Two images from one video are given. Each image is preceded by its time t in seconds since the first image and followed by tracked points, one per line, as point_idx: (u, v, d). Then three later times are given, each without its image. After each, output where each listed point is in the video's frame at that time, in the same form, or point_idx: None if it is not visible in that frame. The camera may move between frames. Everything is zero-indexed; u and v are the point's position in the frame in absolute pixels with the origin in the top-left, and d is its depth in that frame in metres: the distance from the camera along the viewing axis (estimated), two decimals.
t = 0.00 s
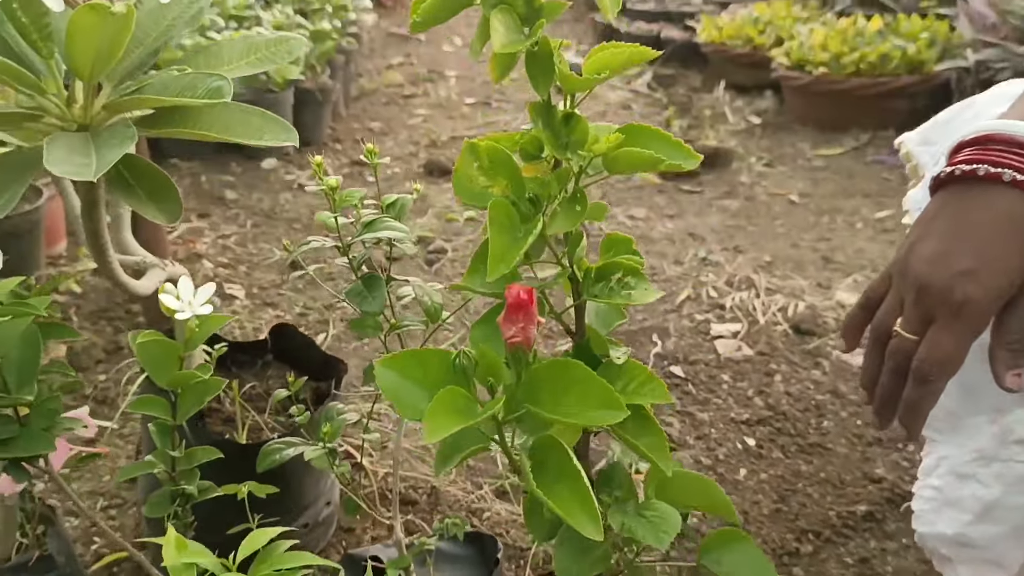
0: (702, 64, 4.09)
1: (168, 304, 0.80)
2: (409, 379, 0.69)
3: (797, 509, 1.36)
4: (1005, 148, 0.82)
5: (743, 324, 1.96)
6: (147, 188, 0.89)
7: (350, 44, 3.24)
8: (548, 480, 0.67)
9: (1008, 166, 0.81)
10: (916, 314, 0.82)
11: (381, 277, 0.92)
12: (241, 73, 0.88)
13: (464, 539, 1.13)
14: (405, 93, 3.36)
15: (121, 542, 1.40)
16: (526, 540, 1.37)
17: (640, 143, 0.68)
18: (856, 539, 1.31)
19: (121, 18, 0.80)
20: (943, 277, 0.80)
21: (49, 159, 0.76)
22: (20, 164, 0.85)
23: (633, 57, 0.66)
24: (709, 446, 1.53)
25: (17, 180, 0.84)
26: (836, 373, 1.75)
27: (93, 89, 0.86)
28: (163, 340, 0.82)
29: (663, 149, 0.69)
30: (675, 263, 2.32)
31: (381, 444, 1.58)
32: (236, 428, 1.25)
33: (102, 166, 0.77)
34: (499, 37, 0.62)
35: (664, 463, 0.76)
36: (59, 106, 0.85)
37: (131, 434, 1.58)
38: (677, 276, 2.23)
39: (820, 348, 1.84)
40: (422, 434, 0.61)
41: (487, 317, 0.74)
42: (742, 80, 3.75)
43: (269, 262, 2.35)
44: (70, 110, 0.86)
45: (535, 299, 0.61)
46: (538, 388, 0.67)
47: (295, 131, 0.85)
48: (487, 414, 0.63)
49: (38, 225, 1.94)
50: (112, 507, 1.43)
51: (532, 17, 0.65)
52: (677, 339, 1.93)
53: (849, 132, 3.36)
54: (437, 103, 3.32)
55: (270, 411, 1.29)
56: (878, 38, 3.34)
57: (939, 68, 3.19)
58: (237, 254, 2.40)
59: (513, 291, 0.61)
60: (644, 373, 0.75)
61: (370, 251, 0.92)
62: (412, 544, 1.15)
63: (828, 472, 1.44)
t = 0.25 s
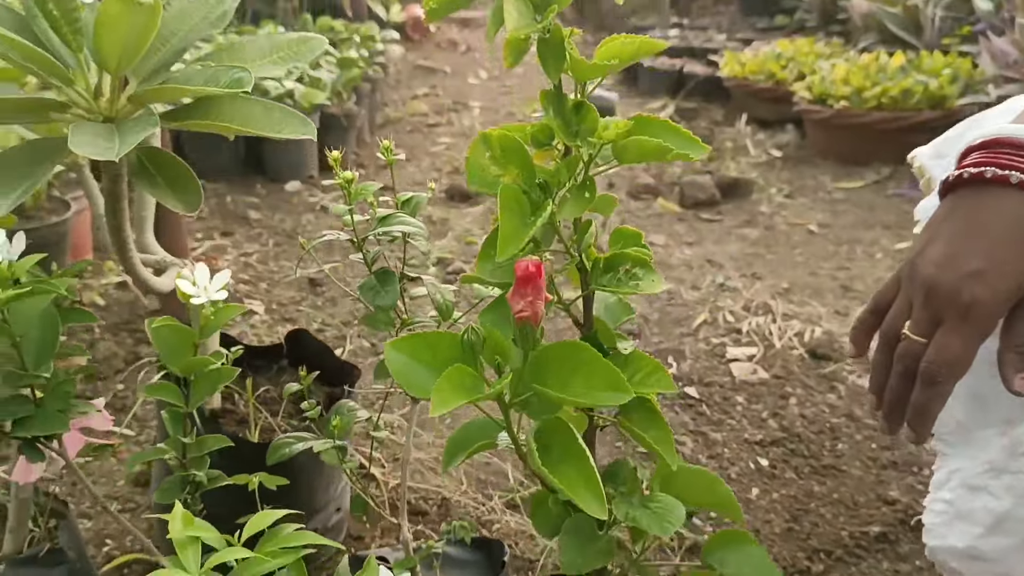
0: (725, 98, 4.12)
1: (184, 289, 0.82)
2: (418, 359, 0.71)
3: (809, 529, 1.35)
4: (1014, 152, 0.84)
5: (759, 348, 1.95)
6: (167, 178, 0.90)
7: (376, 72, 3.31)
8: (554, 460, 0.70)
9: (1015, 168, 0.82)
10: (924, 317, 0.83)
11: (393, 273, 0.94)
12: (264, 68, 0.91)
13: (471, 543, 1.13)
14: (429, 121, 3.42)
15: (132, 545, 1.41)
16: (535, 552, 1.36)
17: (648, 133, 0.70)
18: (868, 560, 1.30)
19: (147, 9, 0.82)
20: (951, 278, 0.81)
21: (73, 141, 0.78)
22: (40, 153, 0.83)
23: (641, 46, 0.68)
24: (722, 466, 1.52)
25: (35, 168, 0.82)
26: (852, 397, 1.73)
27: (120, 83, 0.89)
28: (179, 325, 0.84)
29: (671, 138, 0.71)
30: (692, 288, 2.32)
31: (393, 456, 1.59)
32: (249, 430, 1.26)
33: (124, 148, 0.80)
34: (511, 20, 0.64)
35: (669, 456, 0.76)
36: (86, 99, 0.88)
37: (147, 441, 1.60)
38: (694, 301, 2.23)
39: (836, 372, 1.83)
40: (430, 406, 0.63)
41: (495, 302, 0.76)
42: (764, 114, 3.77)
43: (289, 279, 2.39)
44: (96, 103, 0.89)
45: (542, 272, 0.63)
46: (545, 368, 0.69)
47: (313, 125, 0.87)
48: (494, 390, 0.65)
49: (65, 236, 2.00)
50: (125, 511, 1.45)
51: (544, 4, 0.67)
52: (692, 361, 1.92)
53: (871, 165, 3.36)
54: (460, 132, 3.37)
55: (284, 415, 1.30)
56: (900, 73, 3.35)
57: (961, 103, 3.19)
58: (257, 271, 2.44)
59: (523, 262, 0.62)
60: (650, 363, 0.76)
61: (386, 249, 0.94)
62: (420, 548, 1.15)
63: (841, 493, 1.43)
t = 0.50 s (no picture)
0: (739, 122, 4.13)
1: (192, 279, 0.84)
2: (419, 340, 0.71)
3: (816, 541, 1.34)
4: (1016, 154, 0.87)
5: (769, 364, 1.94)
6: (178, 172, 0.92)
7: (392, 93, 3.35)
8: (553, 444, 0.69)
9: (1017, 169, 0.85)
10: (927, 318, 0.85)
11: (399, 269, 0.95)
12: (273, 66, 0.94)
13: (475, 545, 1.13)
14: (445, 142, 3.45)
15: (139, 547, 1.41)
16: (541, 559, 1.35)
17: (650, 124, 0.70)
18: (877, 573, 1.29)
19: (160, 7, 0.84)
20: (954, 279, 0.83)
21: (88, 132, 0.80)
22: (53, 147, 0.85)
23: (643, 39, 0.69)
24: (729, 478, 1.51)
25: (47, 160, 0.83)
26: (861, 413, 1.72)
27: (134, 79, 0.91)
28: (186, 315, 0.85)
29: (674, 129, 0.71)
30: (703, 305, 2.31)
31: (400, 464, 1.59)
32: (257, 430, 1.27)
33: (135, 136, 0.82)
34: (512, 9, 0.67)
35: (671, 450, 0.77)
36: (101, 95, 0.90)
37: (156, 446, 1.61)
38: (705, 317, 2.22)
39: (846, 389, 1.82)
40: (428, 385, 0.63)
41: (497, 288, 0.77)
42: (778, 138, 3.78)
43: (301, 292, 2.41)
44: (111, 99, 0.91)
45: (544, 252, 0.66)
46: (546, 351, 0.70)
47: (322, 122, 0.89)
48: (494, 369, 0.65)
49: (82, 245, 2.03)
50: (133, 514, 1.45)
51: None
52: (702, 377, 1.91)
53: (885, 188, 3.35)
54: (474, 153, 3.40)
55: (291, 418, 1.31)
56: (914, 97, 3.35)
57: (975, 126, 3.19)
58: (270, 284, 2.46)
59: (524, 241, 0.65)
60: (651, 356, 0.77)
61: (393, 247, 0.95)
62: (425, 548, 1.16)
63: (850, 506, 1.43)
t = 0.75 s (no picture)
0: (751, 143, 4.14)
1: (201, 265, 0.86)
2: (426, 320, 0.74)
3: (823, 548, 1.34)
4: (1012, 149, 0.92)
5: (778, 376, 1.94)
6: (193, 165, 0.96)
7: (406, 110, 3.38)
8: (558, 418, 0.72)
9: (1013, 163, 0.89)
10: (926, 310, 0.89)
11: (408, 261, 0.97)
12: (287, 62, 0.96)
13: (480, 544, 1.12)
14: (458, 159, 3.48)
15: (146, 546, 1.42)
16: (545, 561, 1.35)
17: (655, 110, 0.73)
18: None
19: (176, 5, 0.86)
20: (953, 272, 0.87)
21: (105, 118, 0.83)
22: (70, 137, 0.87)
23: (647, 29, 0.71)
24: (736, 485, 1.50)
25: (64, 149, 0.85)
26: (870, 425, 1.71)
27: (150, 75, 0.93)
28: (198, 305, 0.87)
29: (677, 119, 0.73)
30: (712, 318, 2.31)
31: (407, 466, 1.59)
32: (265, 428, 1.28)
33: (150, 125, 0.85)
34: None
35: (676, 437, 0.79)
36: (118, 89, 0.93)
37: (166, 448, 1.62)
38: (714, 330, 2.22)
39: (855, 401, 1.81)
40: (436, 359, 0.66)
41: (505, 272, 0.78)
42: (790, 157, 3.79)
43: (314, 302, 2.43)
44: (127, 92, 0.93)
45: (553, 232, 0.66)
46: (552, 330, 0.72)
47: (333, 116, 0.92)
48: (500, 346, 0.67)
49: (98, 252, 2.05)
50: (141, 513, 1.46)
51: None
52: (710, 388, 1.89)
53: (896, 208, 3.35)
54: (487, 170, 3.42)
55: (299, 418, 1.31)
56: (926, 117, 3.36)
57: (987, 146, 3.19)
58: (282, 294, 2.48)
59: (537, 220, 0.65)
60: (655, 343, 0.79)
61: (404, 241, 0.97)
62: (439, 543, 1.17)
63: (857, 515, 1.42)
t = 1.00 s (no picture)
0: (759, 154, 4.13)
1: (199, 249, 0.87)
2: (420, 304, 0.71)
3: (826, 551, 1.34)
4: (1012, 141, 0.93)
5: (783, 381, 1.92)
6: (196, 156, 0.99)
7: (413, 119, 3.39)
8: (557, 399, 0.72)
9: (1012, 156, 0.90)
10: (925, 305, 0.90)
11: (408, 251, 0.97)
12: (289, 53, 0.97)
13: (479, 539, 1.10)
14: (465, 170, 3.48)
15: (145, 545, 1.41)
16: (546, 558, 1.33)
17: (653, 94, 0.73)
18: None
19: None
20: (950, 266, 0.88)
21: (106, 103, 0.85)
22: (73, 122, 0.89)
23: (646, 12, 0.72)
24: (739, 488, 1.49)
25: (65, 132, 0.88)
26: (875, 430, 1.70)
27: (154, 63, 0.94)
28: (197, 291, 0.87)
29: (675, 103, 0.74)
30: (718, 325, 2.29)
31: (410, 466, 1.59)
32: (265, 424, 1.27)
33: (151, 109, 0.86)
34: None
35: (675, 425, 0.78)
36: (122, 77, 0.94)
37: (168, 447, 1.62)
38: (720, 337, 2.21)
39: (861, 406, 1.80)
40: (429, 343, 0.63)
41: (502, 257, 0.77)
42: (797, 168, 3.78)
43: (319, 307, 2.42)
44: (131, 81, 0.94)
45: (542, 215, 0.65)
46: (548, 316, 0.69)
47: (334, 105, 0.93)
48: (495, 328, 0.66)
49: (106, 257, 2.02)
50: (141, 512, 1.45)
51: None
52: (715, 393, 1.88)
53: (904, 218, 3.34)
54: (495, 178, 3.43)
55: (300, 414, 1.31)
56: (935, 128, 3.35)
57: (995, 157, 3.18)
58: (287, 299, 2.45)
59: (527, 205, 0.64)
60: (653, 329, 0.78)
61: (403, 231, 0.98)
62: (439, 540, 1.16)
63: (862, 517, 1.42)
